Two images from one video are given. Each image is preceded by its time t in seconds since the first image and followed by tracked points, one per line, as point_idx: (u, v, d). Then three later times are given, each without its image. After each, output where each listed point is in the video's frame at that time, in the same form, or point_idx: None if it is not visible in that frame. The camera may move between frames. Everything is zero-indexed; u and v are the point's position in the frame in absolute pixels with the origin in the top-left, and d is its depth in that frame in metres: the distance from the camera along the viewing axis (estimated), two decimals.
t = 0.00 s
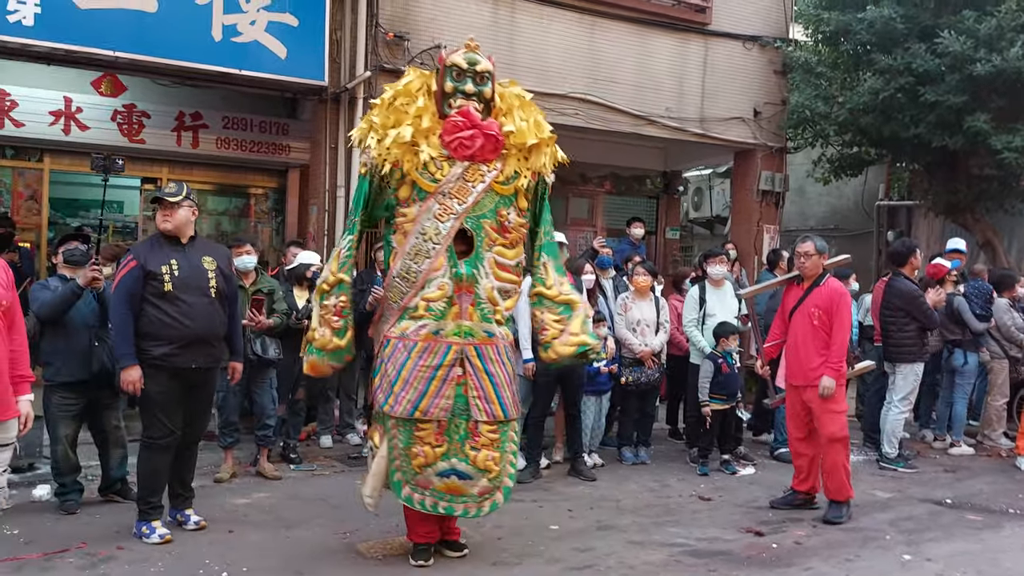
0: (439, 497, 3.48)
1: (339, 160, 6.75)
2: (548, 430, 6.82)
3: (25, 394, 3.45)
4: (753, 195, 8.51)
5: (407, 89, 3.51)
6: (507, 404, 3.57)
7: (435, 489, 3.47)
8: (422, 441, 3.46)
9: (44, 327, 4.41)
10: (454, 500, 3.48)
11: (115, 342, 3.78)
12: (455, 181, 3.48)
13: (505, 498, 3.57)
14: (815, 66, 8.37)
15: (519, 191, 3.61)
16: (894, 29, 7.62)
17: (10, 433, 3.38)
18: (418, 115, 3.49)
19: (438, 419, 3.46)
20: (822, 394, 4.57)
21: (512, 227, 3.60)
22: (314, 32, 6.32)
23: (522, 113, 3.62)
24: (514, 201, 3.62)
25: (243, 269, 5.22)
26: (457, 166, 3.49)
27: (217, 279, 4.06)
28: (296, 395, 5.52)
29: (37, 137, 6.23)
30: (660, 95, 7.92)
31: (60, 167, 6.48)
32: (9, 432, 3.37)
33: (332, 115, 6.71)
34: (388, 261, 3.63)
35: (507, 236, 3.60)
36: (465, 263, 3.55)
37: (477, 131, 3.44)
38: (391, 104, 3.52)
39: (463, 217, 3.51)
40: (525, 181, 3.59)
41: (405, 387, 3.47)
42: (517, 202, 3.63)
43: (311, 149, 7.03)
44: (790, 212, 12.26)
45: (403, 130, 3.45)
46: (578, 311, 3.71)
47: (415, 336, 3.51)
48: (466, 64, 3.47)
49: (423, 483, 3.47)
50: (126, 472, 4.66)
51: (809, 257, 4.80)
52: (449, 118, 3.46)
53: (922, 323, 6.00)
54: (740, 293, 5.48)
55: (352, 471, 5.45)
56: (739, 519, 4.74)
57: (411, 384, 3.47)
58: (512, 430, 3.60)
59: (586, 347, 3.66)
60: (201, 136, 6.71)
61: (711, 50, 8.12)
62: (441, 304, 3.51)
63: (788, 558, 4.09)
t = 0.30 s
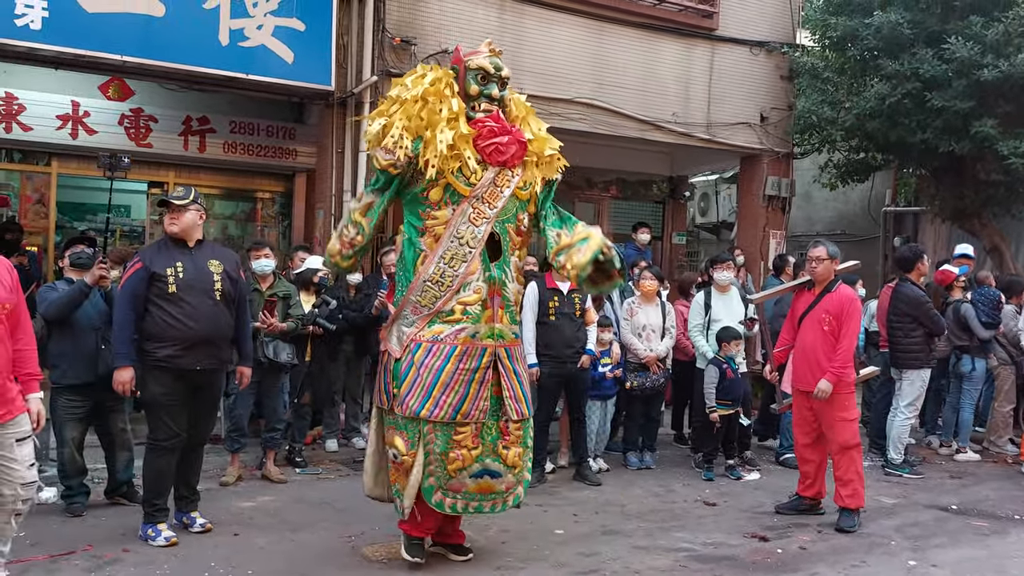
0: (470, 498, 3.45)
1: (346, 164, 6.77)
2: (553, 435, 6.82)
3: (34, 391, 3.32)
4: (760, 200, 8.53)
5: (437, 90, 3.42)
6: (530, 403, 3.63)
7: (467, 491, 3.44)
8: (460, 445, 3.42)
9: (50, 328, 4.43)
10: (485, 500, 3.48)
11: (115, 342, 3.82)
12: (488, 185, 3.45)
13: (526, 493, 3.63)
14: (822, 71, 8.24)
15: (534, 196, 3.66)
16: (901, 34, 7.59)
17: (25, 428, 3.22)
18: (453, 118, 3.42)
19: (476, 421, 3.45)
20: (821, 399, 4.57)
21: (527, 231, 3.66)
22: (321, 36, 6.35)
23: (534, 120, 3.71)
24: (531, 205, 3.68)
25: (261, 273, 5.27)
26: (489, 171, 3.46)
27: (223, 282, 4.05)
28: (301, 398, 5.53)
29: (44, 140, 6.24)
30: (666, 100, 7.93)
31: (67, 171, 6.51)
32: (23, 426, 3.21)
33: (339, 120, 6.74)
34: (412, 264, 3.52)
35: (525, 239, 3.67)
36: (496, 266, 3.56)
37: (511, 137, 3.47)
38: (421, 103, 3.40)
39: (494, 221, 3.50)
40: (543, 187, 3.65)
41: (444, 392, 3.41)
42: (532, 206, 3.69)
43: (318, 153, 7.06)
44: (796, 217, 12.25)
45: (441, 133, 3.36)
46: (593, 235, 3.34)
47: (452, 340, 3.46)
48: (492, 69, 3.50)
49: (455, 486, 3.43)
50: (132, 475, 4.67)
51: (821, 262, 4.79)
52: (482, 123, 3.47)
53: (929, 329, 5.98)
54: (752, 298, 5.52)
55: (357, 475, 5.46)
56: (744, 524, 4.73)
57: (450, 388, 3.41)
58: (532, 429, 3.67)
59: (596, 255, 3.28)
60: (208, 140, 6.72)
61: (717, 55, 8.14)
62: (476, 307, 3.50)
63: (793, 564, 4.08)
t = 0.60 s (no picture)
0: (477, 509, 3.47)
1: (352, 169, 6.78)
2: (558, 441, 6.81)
3: (45, 398, 3.31)
4: (764, 206, 8.51)
5: (445, 96, 3.40)
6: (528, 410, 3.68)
7: (475, 501, 3.46)
8: (467, 454, 3.44)
9: (56, 330, 4.44)
10: (490, 508, 3.50)
11: (121, 344, 3.86)
12: (494, 194, 3.47)
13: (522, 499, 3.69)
14: (828, 77, 8.42)
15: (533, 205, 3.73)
16: (907, 40, 7.60)
17: (29, 437, 3.22)
18: (460, 126, 3.42)
19: (483, 430, 3.48)
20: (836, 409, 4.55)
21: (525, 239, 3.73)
22: (327, 41, 6.36)
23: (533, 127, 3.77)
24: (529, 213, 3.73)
25: (274, 277, 5.30)
26: (496, 179, 3.48)
27: (229, 285, 4.06)
28: (307, 403, 5.53)
29: (51, 144, 6.27)
30: (671, 106, 7.94)
31: (74, 175, 6.52)
32: (28, 434, 3.21)
33: (344, 125, 6.76)
34: (417, 273, 3.51)
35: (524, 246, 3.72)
36: (500, 274, 3.60)
37: (517, 145, 3.50)
38: (428, 109, 3.37)
39: (499, 230, 3.53)
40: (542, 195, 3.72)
41: (452, 401, 3.42)
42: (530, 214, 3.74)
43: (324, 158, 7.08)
44: (802, 223, 12.24)
45: (452, 141, 3.36)
46: (573, 265, 3.36)
47: (458, 348, 3.48)
48: (498, 76, 3.51)
49: (464, 497, 3.44)
50: (137, 478, 4.67)
51: (835, 271, 4.78)
52: (490, 130, 3.47)
53: (934, 336, 5.98)
54: (759, 304, 5.51)
55: (361, 479, 5.45)
56: (748, 530, 4.72)
57: (458, 397, 3.43)
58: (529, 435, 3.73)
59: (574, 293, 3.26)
60: (215, 144, 6.75)
61: (723, 61, 8.14)
62: (482, 316, 3.53)
63: (797, 570, 4.07)
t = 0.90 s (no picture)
0: (440, 517, 3.41)
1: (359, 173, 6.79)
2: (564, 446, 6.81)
3: (60, 403, 3.32)
4: (772, 211, 8.49)
5: (421, 99, 3.41)
6: (511, 420, 3.55)
7: (437, 509, 3.40)
8: (428, 460, 3.39)
9: (64, 333, 4.47)
10: (455, 517, 3.44)
11: (133, 347, 3.89)
12: (467, 196, 3.40)
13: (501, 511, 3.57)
14: (835, 81, 8.21)
15: (523, 208, 3.62)
16: (915, 44, 7.58)
17: (43, 440, 3.24)
18: (435, 128, 3.40)
19: (446, 436, 3.39)
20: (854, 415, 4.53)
21: (515, 243, 3.61)
22: (335, 46, 6.39)
23: (529, 129, 3.69)
24: (518, 217, 3.62)
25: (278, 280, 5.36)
26: (470, 181, 3.42)
27: (238, 289, 4.08)
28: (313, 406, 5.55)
29: (60, 148, 6.30)
30: (678, 111, 7.93)
31: (83, 179, 6.55)
32: (42, 438, 3.23)
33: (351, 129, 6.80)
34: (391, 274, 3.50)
35: (510, 252, 3.59)
36: (476, 279, 3.49)
37: (493, 146, 3.42)
38: (404, 113, 3.39)
39: (474, 232, 3.44)
40: (531, 198, 3.60)
41: (414, 405, 3.38)
42: (520, 218, 3.63)
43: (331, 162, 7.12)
44: (809, 227, 12.23)
45: (421, 142, 3.35)
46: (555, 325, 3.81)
47: (424, 352, 3.42)
48: (478, 76, 3.46)
49: (424, 504, 3.39)
50: (144, 481, 4.69)
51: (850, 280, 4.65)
52: (463, 131, 3.42)
53: (942, 341, 5.94)
54: (765, 309, 5.50)
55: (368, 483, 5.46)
56: (755, 535, 4.71)
57: (420, 402, 3.38)
58: (512, 446, 3.59)
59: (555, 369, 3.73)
60: (223, 148, 6.78)
61: (729, 65, 8.14)
62: (452, 320, 3.44)
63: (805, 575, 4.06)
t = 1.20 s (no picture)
0: (409, 516, 3.35)
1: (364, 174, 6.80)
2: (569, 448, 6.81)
3: (70, 404, 3.33)
4: (776, 212, 8.50)
5: (393, 96, 3.41)
6: (485, 420, 3.37)
7: (405, 507, 3.34)
8: (392, 457, 3.30)
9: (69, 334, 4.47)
10: (426, 519, 3.35)
11: (142, 348, 3.90)
12: (435, 186, 3.26)
13: (481, 517, 3.43)
14: (840, 83, 8.26)
15: (504, 199, 3.44)
16: (920, 46, 7.56)
17: (53, 441, 3.24)
18: (401, 120, 3.36)
19: (409, 433, 3.31)
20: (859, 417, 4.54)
21: (497, 236, 3.43)
22: (339, 48, 6.40)
23: (514, 117, 3.47)
24: (501, 209, 3.45)
25: (280, 281, 5.36)
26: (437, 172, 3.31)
27: (245, 291, 4.09)
28: (317, 408, 5.56)
29: (66, 149, 6.31)
30: (682, 112, 7.94)
31: (88, 180, 6.56)
32: (54, 438, 3.25)
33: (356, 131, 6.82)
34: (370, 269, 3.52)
35: (489, 244, 3.42)
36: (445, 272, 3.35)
37: (457, 135, 3.26)
38: (377, 111, 3.41)
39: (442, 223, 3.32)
40: (512, 188, 3.41)
41: (378, 399, 3.34)
42: (503, 210, 3.46)
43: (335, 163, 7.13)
44: (813, 229, 12.22)
45: (383, 134, 3.32)
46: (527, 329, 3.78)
47: (390, 347, 3.37)
48: (450, 68, 3.33)
49: (392, 501, 3.34)
50: (149, 482, 4.69)
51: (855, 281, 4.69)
52: (430, 123, 3.30)
53: (945, 344, 5.94)
54: (772, 312, 5.51)
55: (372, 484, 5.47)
56: (759, 537, 4.71)
57: (383, 396, 3.34)
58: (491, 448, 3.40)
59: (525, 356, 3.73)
60: (227, 150, 6.80)
61: (734, 67, 8.15)
62: (418, 314, 3.36)
63: None
